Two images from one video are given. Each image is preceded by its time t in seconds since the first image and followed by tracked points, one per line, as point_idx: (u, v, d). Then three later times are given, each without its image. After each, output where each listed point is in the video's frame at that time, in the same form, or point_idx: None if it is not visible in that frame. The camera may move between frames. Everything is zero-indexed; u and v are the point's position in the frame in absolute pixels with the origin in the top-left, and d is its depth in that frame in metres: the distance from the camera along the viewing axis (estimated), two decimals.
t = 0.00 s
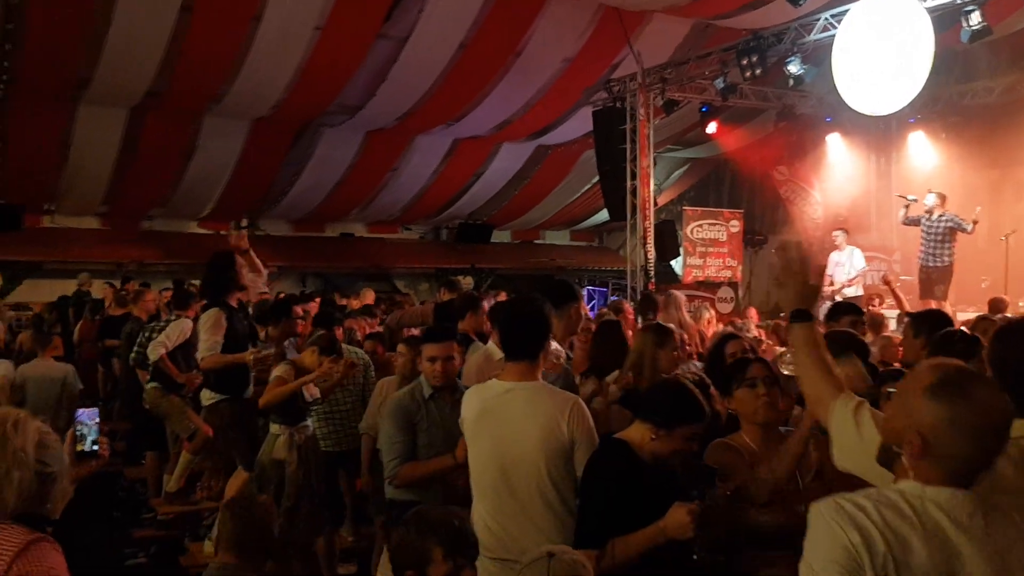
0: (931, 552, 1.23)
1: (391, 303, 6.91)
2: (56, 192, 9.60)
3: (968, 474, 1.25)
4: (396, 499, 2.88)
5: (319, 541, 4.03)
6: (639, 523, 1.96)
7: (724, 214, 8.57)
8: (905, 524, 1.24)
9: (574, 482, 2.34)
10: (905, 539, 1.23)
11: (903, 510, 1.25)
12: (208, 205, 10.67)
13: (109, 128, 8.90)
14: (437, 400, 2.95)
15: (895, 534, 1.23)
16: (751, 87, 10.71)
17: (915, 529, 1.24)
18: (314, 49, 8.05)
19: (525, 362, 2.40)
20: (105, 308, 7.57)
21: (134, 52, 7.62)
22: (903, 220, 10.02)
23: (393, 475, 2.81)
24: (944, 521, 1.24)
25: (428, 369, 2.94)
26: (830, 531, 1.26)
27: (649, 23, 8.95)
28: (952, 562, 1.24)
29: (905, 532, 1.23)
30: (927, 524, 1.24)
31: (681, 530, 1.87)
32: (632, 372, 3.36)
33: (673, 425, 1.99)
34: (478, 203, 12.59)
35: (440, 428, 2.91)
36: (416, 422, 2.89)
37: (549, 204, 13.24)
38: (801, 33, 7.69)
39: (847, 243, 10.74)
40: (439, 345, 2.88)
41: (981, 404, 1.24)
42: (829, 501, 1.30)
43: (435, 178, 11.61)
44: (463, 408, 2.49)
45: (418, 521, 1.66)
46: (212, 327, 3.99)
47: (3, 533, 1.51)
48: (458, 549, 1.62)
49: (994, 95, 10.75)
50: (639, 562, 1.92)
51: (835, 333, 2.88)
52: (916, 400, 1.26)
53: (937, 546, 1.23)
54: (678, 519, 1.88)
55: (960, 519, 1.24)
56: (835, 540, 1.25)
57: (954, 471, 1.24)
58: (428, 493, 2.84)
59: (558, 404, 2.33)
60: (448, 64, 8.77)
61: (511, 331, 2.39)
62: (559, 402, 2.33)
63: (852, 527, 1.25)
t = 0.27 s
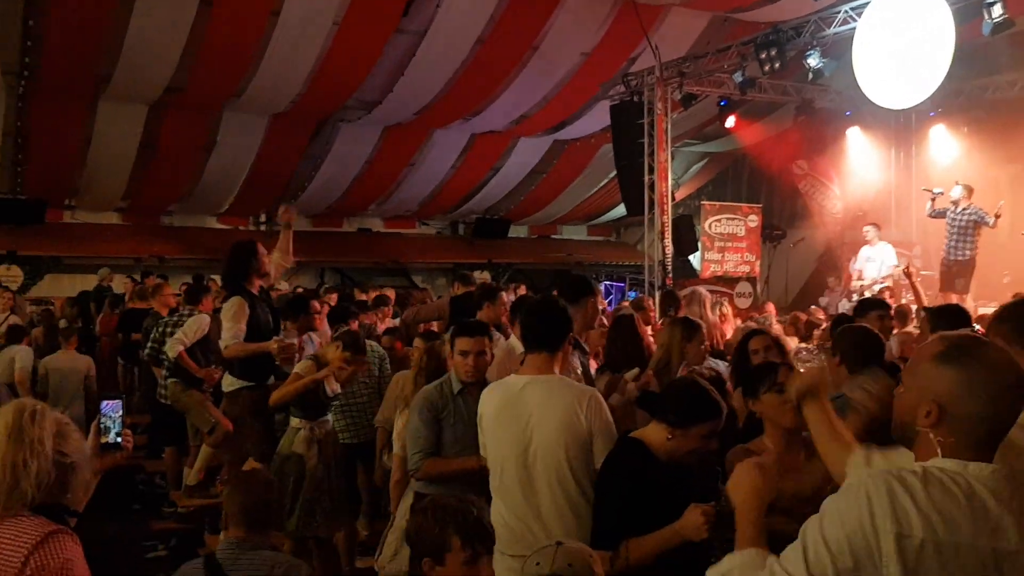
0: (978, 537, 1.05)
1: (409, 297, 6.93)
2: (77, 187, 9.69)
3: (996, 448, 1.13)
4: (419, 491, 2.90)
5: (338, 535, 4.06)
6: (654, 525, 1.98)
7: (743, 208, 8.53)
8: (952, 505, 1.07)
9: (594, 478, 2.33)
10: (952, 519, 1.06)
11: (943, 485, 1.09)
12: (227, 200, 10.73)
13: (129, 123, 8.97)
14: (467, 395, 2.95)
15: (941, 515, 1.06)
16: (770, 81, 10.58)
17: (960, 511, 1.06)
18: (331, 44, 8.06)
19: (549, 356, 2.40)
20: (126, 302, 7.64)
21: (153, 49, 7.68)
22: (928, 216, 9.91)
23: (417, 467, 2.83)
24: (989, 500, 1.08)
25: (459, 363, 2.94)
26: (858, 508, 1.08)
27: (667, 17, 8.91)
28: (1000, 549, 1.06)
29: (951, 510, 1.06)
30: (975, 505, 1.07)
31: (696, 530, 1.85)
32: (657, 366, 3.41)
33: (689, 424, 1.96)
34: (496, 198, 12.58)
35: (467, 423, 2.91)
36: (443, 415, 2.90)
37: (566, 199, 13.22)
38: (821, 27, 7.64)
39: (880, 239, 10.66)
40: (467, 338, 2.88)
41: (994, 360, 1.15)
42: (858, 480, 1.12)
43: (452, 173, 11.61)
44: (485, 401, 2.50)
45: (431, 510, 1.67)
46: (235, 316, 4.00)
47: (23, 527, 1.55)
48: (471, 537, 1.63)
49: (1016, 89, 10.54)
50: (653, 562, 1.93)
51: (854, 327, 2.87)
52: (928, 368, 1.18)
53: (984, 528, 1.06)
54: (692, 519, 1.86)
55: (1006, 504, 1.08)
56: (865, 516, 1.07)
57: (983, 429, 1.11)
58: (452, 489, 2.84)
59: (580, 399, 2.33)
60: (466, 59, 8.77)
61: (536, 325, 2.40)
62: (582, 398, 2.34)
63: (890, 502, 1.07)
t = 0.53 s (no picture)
0: (984, 552, 1.11)
1: (423, 292, 6.95)
2: (94, 183, 9.77)
3: (999, 466, 1.18)
4: (438, 485, 2.92)
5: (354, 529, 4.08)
6: (668, 515, 1.97)
7: (759, 202, 8.50)
8: (957, 523, 1.13)
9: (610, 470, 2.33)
10: (958, 539, 1.11)
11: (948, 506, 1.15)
12: (242, 196, 10.78)
13: (145, 120, 9.02)
14: (485, 388, 2.96)
15: (945, 534, 1.12)
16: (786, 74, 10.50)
17: (965, 528, 1.13)
18: (346, 39, 8.07)
19: (565, 349, 2.41)
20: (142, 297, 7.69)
21: (169, 45, 7.72)
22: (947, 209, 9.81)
23: (437, 461, 2.85)
24: (992, 518, 1.14)
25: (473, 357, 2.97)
26: (860, 527, 1.15)
27: (682, 11, 8.89)
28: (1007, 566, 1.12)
29: (956, 529, 1.12)
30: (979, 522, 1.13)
31: (704, 523, 1.87)
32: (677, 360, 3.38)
33: (699, 414, 1.97)
34: (510, 193, 12.58)
35: (485, 416, 2.93)
36: (457, 409, 2.89)
37: (581, 194, 13.20)
38: (837, 19, 7.71)
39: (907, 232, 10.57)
40: (480, 333, 2.91)
41: (997, 380, 1.20)
42: (865, 497, 1.18)
43: (467, 168, 11.62)
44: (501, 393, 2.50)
45: (444, 501, 1.69)
46: (251, 312, 4.03)
47: (44, 521, 1.56)
48: (485, 528, 1.65)
49: None
50: (660, 556, 1.94)
51: (866, 321, 2.86)
52: (932, 388, 1.23)
53: (989, 547, 1.12)
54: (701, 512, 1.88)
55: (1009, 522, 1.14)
56: (869, 534, 1.14)
57: (984, 453, 1.17)
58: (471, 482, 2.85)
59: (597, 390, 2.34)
60: (480, 53, 8.77)
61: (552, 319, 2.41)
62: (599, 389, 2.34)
63: (895, 525, 1.13)
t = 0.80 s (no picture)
0: (976, 540, 1.25)
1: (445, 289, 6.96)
2: (119, 181, 9.86)
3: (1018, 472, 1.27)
4: (456, 483, 2.93)
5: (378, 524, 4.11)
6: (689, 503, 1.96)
7: (782, 197, 8.44)
8: (952, 515, 1.26)
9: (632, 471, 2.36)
10: (952, 525, 1.25)
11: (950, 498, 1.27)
12: (265, 193, 10.83)
13: (169, 118, 9.10)
14: (497, 387, 2.97)
15: (940, 519, 1.26)
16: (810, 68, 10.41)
17: (959, 519, 1.26)
18: (367, 37, 8.10)
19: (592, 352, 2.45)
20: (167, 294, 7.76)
21: (192, 44, 7.78)
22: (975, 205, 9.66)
23: (454, 461, 2.85)
24: (991, 509, 1.26)
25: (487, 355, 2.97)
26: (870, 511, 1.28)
27: (703, 5, 8.83)
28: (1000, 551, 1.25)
29: (954, 522, 1.26)
30: (975, 511, 1.26)
31: (717, 516, 1.86)
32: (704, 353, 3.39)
33: (720, 405, 1.95)
34: (531, 189, 12.57)
35: (500, 414, 2.94)
36: (474, 407, 2.90)
37: (602, 190, 13.16)
38: (860, 13, 7.55)
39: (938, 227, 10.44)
40: (499, 331, 2.89)
41: None
42: (866, 489, 1.31)
43: (488, 164, 11.62)
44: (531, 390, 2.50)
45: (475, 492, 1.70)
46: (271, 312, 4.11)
47: (78, 514, 1.59)
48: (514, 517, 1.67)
49: None
50: (675, 551, 1.94)
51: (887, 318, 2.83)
52: (961, 390, 1.30)
53: (984, 532, 1.25)
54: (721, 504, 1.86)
55: (1006, 514, 1.26)
56: (881, 522, 1.27)
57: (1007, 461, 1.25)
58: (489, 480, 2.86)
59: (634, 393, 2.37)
60: (500, 50, 8.77)
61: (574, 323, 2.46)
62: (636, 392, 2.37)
63: (896, 513, 1.27)
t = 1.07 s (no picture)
0: (959, 527, 1.07)
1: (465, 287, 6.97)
2: (141, 180, 9.95)
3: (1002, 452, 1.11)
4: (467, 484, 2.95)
5: (398, 519, 4.13)
6: (713, 498, 1.97)
7: (803, 195, 8.40)
8: (939, 503, 1.08)
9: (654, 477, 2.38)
10: (936, 514, 1.07)
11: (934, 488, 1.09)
12: (285, 191, 10.89)
13: (190, 118, 9.17)
14: (508, 386, 2.98)
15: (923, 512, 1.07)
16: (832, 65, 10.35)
17: (945, 509, 1.07)
18: (386, 35, 8.12)
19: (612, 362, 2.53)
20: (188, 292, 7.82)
21: (212, 43, 7.83)
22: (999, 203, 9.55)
23: (465, 463, 2.87)
24: (981, 498, 1.08)
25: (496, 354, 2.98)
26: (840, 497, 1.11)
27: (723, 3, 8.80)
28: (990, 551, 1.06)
29: (937, 512, 1.07)
30: (964, 503, 1.08)
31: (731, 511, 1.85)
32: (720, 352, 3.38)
33: (741, 404, 1.95)
34: (549, 187, 12.56)
35: (511, 412, 2.96)
36: (486, 409, 2.92)
37: (621, 188, 13.13)
38: (882, 9, 7.47)
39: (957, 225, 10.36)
40: (508, 331, 2.90)
41: (1003, 355, 1.13)
42: (849, 470, 1.14)
43: (506, 163, 11.62)
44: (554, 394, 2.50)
45: (498, 488, 1.74)
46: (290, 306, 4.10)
47: (89, 513, 1.58)
48: (538, 511, 1.71)
49: None
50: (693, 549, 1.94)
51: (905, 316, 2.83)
52: (932, 361, 1.17)
53: (974, 527, 1.07)
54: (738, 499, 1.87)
55: (993, 498, 1.09)
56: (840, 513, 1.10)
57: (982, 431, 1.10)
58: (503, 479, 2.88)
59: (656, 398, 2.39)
60: (519, 48, 8.77)
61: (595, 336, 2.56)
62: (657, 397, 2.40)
63: (866, 502, 1.09)
